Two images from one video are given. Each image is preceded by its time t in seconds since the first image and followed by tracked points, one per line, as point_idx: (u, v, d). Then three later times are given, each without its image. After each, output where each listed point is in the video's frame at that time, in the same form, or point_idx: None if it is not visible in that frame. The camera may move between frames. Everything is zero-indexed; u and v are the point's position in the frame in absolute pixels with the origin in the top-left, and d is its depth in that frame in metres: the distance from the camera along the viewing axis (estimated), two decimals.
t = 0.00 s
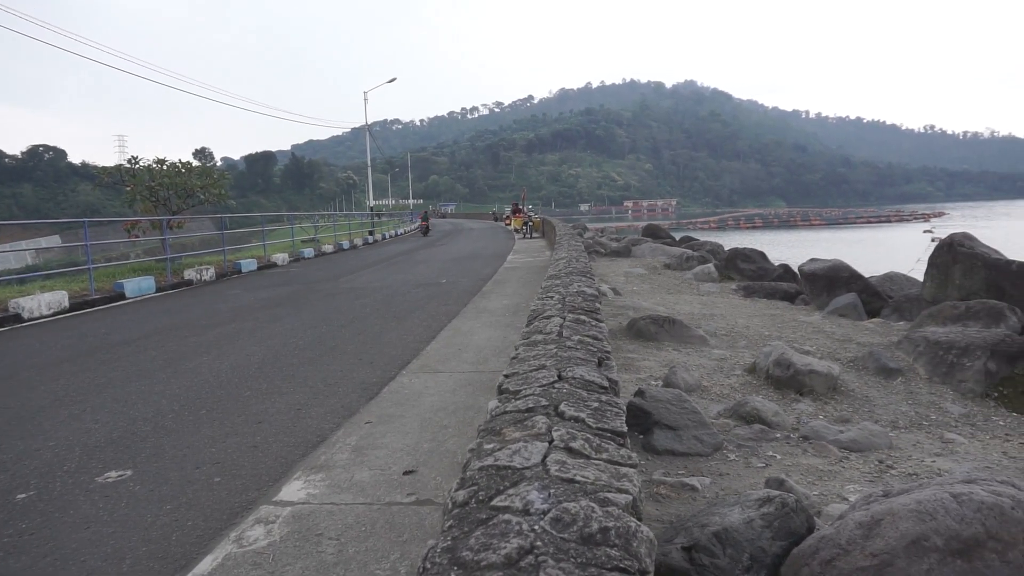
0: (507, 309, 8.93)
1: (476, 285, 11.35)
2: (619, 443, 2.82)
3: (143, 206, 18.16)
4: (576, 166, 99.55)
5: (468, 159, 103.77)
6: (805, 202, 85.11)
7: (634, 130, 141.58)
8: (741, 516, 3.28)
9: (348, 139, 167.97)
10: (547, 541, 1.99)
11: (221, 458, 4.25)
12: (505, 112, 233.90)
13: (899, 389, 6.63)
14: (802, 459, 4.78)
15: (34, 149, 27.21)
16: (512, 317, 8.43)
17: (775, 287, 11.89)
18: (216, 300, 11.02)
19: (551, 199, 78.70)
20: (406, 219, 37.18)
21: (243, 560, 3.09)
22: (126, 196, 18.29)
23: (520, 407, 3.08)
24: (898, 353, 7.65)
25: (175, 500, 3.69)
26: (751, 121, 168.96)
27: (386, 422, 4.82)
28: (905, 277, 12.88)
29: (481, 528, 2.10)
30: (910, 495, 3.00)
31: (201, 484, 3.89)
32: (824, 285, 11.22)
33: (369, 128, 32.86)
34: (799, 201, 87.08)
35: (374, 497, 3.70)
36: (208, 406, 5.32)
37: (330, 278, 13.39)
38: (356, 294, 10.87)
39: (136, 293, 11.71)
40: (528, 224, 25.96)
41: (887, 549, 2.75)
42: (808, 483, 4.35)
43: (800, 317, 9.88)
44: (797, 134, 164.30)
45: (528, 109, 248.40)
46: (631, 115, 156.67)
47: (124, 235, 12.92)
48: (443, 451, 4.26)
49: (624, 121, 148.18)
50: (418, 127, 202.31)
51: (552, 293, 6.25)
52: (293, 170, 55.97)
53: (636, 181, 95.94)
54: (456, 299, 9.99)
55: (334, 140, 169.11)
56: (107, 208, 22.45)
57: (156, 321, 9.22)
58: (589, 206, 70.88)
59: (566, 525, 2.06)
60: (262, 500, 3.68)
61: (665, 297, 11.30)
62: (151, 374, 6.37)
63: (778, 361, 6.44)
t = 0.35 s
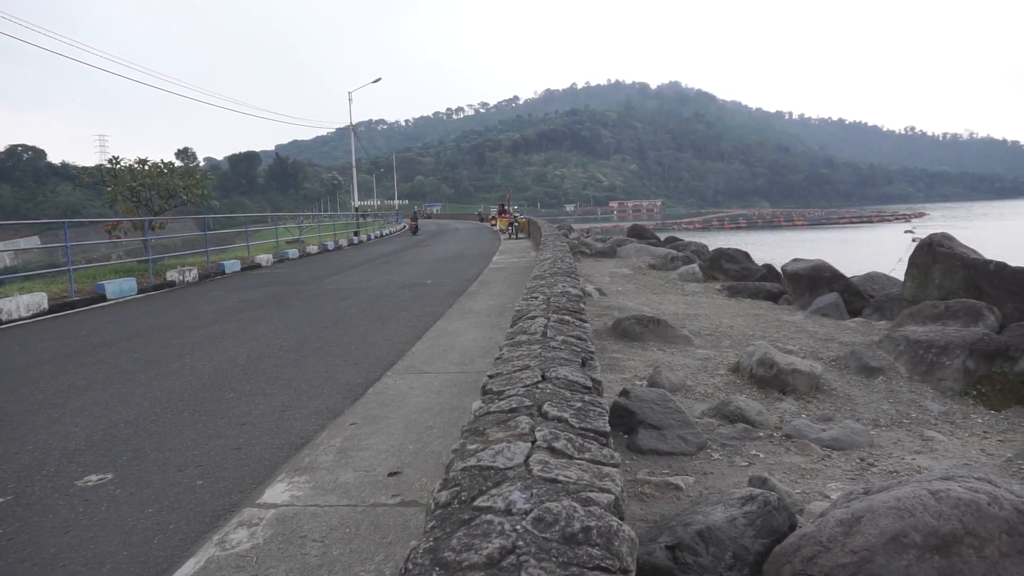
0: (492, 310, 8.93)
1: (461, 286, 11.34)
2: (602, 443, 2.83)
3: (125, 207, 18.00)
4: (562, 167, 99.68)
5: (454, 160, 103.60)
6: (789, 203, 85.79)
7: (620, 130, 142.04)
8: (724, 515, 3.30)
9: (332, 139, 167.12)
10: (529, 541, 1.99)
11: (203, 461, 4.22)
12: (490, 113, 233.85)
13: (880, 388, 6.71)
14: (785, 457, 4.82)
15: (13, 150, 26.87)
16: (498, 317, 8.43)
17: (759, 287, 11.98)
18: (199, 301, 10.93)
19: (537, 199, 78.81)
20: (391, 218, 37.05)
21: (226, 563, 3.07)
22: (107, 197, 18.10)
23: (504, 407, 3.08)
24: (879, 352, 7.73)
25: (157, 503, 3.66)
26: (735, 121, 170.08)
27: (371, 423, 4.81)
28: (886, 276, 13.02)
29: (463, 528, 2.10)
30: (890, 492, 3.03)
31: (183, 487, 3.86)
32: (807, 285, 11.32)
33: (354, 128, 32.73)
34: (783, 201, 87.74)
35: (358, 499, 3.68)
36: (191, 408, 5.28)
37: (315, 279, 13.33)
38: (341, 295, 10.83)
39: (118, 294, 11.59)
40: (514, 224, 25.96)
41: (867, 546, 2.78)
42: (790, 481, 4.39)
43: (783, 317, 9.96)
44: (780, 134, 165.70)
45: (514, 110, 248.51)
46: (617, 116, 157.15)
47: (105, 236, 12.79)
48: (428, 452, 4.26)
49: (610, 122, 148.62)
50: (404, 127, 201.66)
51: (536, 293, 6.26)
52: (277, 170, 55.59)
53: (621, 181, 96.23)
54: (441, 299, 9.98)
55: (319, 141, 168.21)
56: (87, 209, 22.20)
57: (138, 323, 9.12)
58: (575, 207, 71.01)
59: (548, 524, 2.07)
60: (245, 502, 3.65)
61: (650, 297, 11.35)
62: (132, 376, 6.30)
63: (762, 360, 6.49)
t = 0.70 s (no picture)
0: (482, 314, 8.92)
1: (451, 290, 11.32)
2: (589, 446, 2.84)
3: (112, 212, 17.86)
4: (552, 171, 99.83)
5: (444, 164, 103.50)
6: (777, 206, 86.27)
7: (609, 134, 142.48)
8: (713, 517, 3.30)
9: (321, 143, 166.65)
10: (516, 545, 1.99)
11: (191, 468, 4.18)
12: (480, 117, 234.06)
13: (868, 389, 6.75)
14: (773, 459, 4.84)
15: None
16: (488, 321, 8.42)
17: (747, 290, 12.03)
18: (187, 307, 10.86)
19: (527, 203, 78.91)
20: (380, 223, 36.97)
21: (214, 571, 3.04)
22: (93, 202, 17.95)
23: (492, 412, 3.08)
24: (867, 354, 7.78)
25: (144, 512, 3.63)
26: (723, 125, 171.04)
27: (361, 429, 4.79)
28: (873, 279, 13.12)
29: (450, 533, 2.09)
30: (877, 493, 3.05)
31: (171, 495, 3.83)
32: (795, 287, 11.39)
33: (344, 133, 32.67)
34: (771, 204, 88.19)
35: (348, 505, 3.67)
36: (179, 415, 5.24)
37: (304, 284, 13.27)
38: (330, 300, 10.79)
39: (104, 300, 11.49)
40: (503, 228, 25.96)
41: (855, 547, 2.80)
42: (779, 483, 4.41)
43: (771, 320, 10.00)
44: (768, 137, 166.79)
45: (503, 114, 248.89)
46: (606, 119, 157.66)
47: (92, 242, 12.69)
48: (417, 456, 4.25)
49: (599, 125, 149.07)
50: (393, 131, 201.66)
51: (525, 297, 6.26)
52: (266, 175, 55.32)
53: (611, 185, 96.43)
54: (431, 304, 9.96)
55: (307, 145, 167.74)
56: (74, 215, 22.02)
57: (125, 330, 9.04)
58: (564, 211, 71.07)
59: (535, 529, 2.07)
60: (233, 509, 3.63)
61: (639, 300, 11.38)
62: (119, 383, 6.25)
63: (750, 362, 6.52)
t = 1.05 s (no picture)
0: (469, 317, 8.92)
1: (438, 294, 11.31)
2: (574, 449, 2.85)
3: (95, 216, 17.69)
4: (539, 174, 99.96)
5: (431, 168, 103.35)
6: (763, 210, 86.83)
7: (596, 137, 142.91)
8: (698, 519, 3.32)
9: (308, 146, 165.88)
10: (500, 549, 1.99)
11: (175, 474, 4.15)
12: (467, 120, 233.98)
13: (852, 391, 6.81)
14: (759, 461, 4.87)
15: None
16: (475, 325, 8.42)
17: (733, 292, 12.11)
18: (171, 311, 10.78)
19: (515, 206, 78.99)
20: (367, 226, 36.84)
21: None
22: (76, 206, 17.78)
23: (477, 415, 3.08)
24: (851, 356, 7.85)
25: (128, 518, 3.59)
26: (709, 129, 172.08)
27: (347, 433, 4.77)
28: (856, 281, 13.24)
29: (434, 537, 2.09)
30: (860, 494, 3.08)
31: (155, 501, 3.79)
32: (780, 290, 11.48)
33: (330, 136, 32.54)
34: (757, 208, 88.75)
35: (334, 509, 3.65)
36: (163, 420, 5.19)
37: (290, 288, 13.20)
38: (317, 304, 10.74)
39: (88, 305, 11.38)
40: (490, 232, 25.96)
41: (837, 548, 2.83)
42: (764, 485, 4.44)
43: (757, 322, 10.08)
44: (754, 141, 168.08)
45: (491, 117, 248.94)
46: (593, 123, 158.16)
47: (75, 246, 12.56)
48: (404, 461, 4.24)
49: (586, 128, 149.58)
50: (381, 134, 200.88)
51: (511, 301, 6.26)
52: (251, 178, 54.95)
53: (598, 188, 96.68)
54: (417, 307, 9.94)
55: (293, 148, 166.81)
56: (56, 219, 21.78)
57: (108, 334, 8.95)
58: (552, 214, 71.14)
59: (519, 532, 2.07)
60: (218, 515, 3.60)
61: (626, 303, 11.41)
62: (102, 389, 6.18)
63: (736, 365, 6.56)
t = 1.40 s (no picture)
0: (459, 319, 8.92)
1: (427, 295, 11.29)
2: (562, 449, 2.86)
3: (81, 219, 17.56)
4: (528, 175, 100.00)
5: (421, 169, 103.17)
6: (751, 210, 87.26)
7: (585, 139, 143.17)
8: (687, 518, 3.33)
9: (296, 148, 165.05)
10: (487, 549, 2.00)
11: (163, 478, 4.12)
12: (456, 122, 233.95)
13: (840, 390, 6.86)
14: (747, 460, 4.89)
15: None
16: (465, 326, 8.41)
17: (722, 292, 12.17)
18: (159, 315, 10.70)
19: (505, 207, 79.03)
20: (356, 228, 36.73)
21: None
22: (61, 210, 17.65)
23: (465, 416, 3.08)
24: (839, 355, 7.90)
25: (115, 524, 3.56)
26: (697, 130, 172.83)
27: (336, 436, 4.75)
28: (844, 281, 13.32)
29: (422, 538, 2.09)
30: (847, 491, 3.10)
31: (142, 506, 3.77)
32: (768, 290, 11.55)
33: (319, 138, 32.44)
34: (746, 208, 89.15)
35: (323, 512, 3.64)
36: (151, 425, 5.16)
37: (279, 290, 13.13)
38: (306, 306, 10.70)
39: (74, 309, 11.28)
40: (480, 233, 25.95)
41: (824, 545, 2.85)
42: (753, 484, 4.47)
43: (745, 322, 10.13)
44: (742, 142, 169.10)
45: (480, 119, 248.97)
46: (582, 125, 158.43)
47: (61, 250, 12.45)
48: (393, 463, 4.23)
49: (575, 130, 149.88)
50: (370, 136, 200.58)
51: (501, 302, 6.26)
52: (239, 181, 54.65)
53: (587, 189, 96.84)
54: (407, 309, 9.92)
55: (282, 150, 166.11)
56: (41, 222, 21.61)
57: (95, 339, 8.88)
58: (542, 215, 71.14)
59: (507, 532, 2.07)
60: (207, 519, 3.58)
61: (616, 304, 11.44)
62: (89, 394, 6.13)
63: (724, 364, 6.59)
